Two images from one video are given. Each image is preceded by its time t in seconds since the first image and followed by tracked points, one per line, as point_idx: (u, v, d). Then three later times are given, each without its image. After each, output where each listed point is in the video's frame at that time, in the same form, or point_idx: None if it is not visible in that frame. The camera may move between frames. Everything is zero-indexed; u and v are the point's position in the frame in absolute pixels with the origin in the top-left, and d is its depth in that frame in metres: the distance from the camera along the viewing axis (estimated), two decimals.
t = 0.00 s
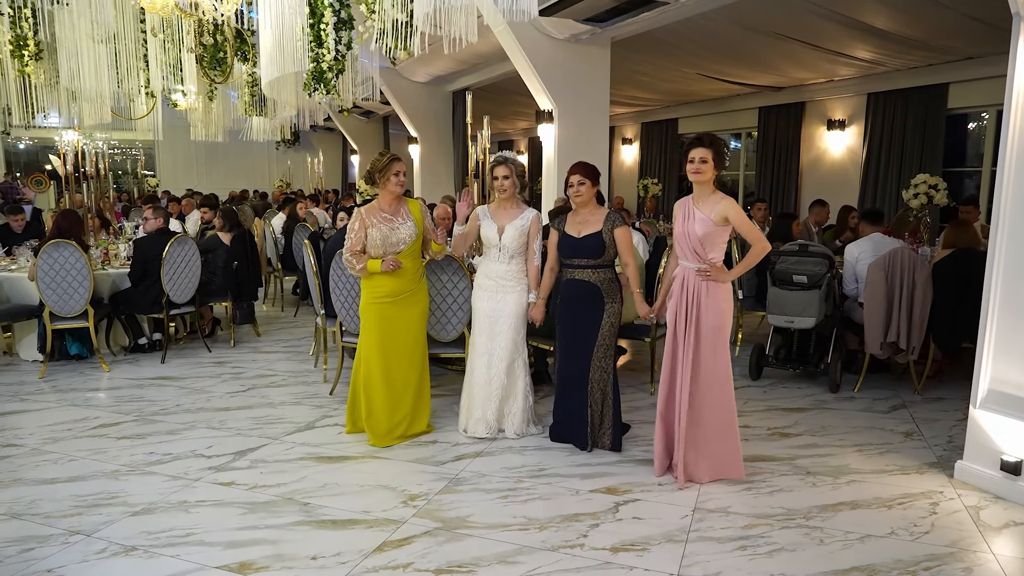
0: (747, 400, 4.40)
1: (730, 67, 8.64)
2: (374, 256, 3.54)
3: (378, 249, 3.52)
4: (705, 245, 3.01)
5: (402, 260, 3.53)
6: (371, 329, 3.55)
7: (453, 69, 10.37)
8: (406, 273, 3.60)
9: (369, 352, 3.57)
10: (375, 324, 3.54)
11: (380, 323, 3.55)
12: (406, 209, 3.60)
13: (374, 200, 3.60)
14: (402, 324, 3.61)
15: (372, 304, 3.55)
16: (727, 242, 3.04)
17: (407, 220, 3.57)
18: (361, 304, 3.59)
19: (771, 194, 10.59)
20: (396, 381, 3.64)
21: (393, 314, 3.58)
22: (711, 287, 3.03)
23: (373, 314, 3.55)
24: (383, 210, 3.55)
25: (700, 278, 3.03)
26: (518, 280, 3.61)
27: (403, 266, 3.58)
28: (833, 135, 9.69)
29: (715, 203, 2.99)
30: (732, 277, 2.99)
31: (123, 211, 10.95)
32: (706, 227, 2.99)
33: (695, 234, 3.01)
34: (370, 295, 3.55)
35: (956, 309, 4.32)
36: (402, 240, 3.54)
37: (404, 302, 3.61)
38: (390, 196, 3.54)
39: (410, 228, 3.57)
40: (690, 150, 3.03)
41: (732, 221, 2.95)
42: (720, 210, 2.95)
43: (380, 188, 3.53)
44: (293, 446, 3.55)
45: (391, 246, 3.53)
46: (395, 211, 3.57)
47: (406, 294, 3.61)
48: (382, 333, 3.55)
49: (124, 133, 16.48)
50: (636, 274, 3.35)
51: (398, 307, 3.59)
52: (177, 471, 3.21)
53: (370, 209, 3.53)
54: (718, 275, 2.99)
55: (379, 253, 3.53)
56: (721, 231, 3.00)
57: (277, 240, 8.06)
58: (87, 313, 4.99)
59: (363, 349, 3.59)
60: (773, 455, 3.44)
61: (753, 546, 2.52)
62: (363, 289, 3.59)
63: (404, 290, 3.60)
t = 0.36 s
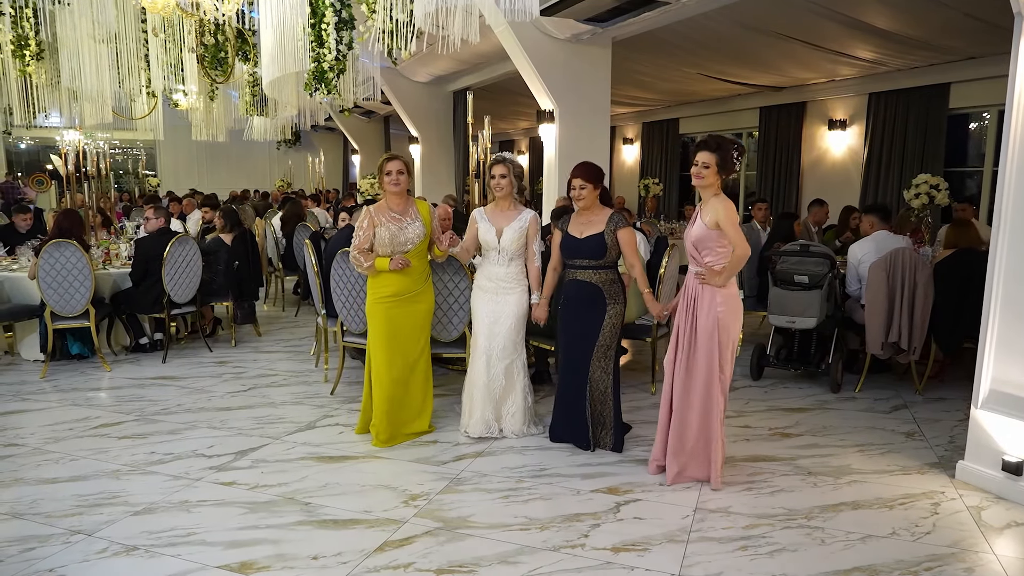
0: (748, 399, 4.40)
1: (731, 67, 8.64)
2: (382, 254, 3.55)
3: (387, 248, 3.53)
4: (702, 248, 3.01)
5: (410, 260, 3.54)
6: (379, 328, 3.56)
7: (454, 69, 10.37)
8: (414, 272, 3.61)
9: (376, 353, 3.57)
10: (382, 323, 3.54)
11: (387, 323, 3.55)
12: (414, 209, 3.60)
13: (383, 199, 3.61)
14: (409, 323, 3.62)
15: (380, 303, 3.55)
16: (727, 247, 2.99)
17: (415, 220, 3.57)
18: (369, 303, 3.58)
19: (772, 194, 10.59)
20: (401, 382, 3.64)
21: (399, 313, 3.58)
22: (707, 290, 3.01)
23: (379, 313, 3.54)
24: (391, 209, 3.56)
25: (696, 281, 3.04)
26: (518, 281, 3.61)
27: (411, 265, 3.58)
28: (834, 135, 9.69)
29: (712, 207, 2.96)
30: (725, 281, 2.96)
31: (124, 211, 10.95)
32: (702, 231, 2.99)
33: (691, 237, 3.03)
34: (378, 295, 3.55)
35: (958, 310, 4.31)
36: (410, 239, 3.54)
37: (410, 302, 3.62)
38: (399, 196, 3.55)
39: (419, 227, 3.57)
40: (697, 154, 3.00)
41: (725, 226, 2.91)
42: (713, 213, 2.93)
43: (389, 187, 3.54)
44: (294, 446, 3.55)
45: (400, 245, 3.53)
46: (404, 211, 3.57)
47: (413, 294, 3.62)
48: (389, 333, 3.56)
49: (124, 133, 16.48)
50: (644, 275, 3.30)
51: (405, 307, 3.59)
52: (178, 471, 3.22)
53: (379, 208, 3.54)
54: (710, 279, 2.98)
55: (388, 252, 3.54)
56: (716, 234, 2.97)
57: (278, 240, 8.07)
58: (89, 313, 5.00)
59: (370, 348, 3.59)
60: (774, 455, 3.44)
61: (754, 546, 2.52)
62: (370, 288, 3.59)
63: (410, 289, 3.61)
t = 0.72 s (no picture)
0: (749, 399, 4.40)
1: (732, 67, 8.64)
2: (385, 254, 3.54)
3: (390, 247, 3.53)
4: (697, 246, 3.02)
5: (413, 259, 3.54)
6: (381, 328, 3.54)
7: (455, 69, 10.37)
8: (417, 272, 3.61)
9: (378, 353, 3.57)
10: (384, 323, 3.54)
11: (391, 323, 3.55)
12: (416, 209, 3.62)
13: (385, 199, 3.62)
14: (412, 323, 3.63)
15: (384, 302, 3.55)
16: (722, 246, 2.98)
17: (418, 220, 3.58)
18: (370, 303, 3.59)
19: (773, 195, 10.58)
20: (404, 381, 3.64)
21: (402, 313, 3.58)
22: (699, 286, 3.02)
23: (381, 314, 3.54)
24: (394, 209, 3.56)
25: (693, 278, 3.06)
26: (503, 279, 3.60)
27: (415, 265, 3.59)
28: (835, 135, 9.68)
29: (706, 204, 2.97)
30: (717, 278, 2.96)
31: (126, 211, 10.97)
32: (696, 229, 3.00)
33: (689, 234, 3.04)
34: (380, 294, 3.55)
35: (960, 310, 4.30)
36: (413, 239, 3.54)
37: (413, 301, 3.63)
38: (402, 195, 3.55)
39: (421, 228, 3.58)
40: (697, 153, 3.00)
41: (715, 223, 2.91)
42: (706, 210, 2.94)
43: (389, 187, 3.53)
44: (295, 446, 3.55)
45: (403, 245, 3.53)
46: (406, 211, 3.58)
47: (416, 293, 3.63)
48: (393, 333, 3.56)
49: (126, 133, 16.49)
50: (641, 273, 3.30)
51: (407, 306, 3.60)
52: (180, 471, 3.22)
53: (382, 207, 3.54)
54: (702, 275, 2.99)
55: (391, 252, 3.54)
56: (711, 232, 2.96)
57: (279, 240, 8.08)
58: (91, 313, 5.01)
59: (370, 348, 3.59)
60: (775, 456, 3.44)
61: (755, 546, 2.52)
62: (373, 287, 3.59)
63: (413, 289, 3.61)
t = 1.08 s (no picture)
0: (749, 400, 4.40)
1: (733, 67, 8.64)
2: (382, 254, 3.54)
3: (388, 247, 3.52)
4: (703, 249, 3.01)
5: (411, 260, 3.55)
6: (380, 329, 3.55)
7: (456, 69, 10.36)
8: (413, 272, 3.62)
9: (379, 354, 3.57)
10: (384, 324, 3.55)
11: (390, 324, 3.56)
12: (412, 210, 3.63)
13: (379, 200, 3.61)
14: (411, 323, 3.65)
15: (383, 304, 3.54)
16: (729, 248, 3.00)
17: (414, 220, 3.60)
18: (366, 304, 3.59)
19: (774, 195, 10.58)
20: (405, 382, 3.66)
21: (399, 313, 3.59)
22: (706, 289, 3.00)
23: (378, 314, 3.55)
24: (390, 209, 3.57)
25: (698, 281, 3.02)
26: (495, 280, 3.61)
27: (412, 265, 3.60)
28: (837, 135, 9.67)
29: (714, 207, 2.97)
30: (727, 282, 2.97)
31: (128, 211, 10.98)
32: (705, 232, 2.99)
33: (696, 237, 3.02)
34: (377, 295, 3.55)
35: (961, 310, 4.30)
36: (411, 239, 3.56)
37: (411, 301, 3.64)
38: (397, 196, 3.56)
39: (417, 227, 3.60)
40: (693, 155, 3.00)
41: (728, 227, 2.92)
42: (717, 214, 2.93)
43: (384, 188, 3.52)
44: (296, 446, 3.55)
45: (400, 245, 3.54)
46: (401, 211, 3.59)
47: (414, 293, 3.64)
48: (392, 333, 3.57)
49: (127, 134, 16.52)
50: (637, 275, 3.31)
51: (405, 306, 3.61)
52: (181, 470, 3.22)
53: (378, 208, 3.54)
54: (711, 278, 2.97)
55: (388, 252, 3.53)
56: (722, 236, 2.96)
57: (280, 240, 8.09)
58: (92, 313, 5.01)
59: (369, 348, 3.60)
60: (776, 456, 3.44)
61: (756, 547, 2.52)
62: (368, 289, 3.59)
63: (410, 289, 3.62)
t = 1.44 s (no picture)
0: (750, 400, 4.39)
1: (734, 67, 8.64)
2: (364, 254, 3.54)
3: (370, 248, 3.53)
4: (704, 247, 2.99)
5: (392, 261, 3.56)
6: (361, 330, 3.55)
7: (456, 69, 10.36)
8: (395, 274, 3.63)
9: (362, 355, 3.56)
10: (366, 324, 3.54)
11: (372, 324, 3.56)
12: (397, 210, 3.63)
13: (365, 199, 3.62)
14: (393, 325, 3.64)
15: (365, 304, 3.54)
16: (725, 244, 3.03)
17: (398, 222, 3.60)
18: (348, 304, 3.58)
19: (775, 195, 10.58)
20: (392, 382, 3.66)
21: (382, 314, 3.59)
22: (710, 288, 3.01)
23: (359, 314, 3.54)
24: (375, 210, 3.56)
25: (700, 280, 3.00)
26: (496, 277, 3.62)
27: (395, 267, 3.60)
28: (838, 135, 9.67)
29: (715, 205, 2.96)
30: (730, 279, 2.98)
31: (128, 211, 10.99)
32: (707, 231, 2.96)
33: (697, 237, 2.98)
34: (358, 296, 3.54)
35: (963, 310, 4.30)
36: (394, 240, 3.56)
37: (394, 303, 3.64)
38: (382, 196, 3.54)
39: (401, 229, 3.60)
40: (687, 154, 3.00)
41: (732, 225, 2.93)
42: (721, 213, 2.92)
43: (369, 189, 3.50)
44: (296, 446, 3.55)
45: (383, 246, 3.54)
46: (386, 212, 3.59)
47: (396, 295, 3.64)
48: (376, 333, 3.57)
49: (129, 133, 16.55)
50: (621, 276, 3.36)
51: (388, 308, 3.60)
52: (182, 470, 3.23)
53: (362, 208, 3.54)
54: (716, 277, 2.96)
55: (371, 253, 3.53)
56: (723, 234, 2.97)
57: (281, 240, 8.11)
58: (93, 313, 5.02)
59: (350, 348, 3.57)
60: (776, 456, 3.44)
61: (756, 547, 2.52)
62: (351, 288, 3.58)
63: (393, 291, 3.62)
